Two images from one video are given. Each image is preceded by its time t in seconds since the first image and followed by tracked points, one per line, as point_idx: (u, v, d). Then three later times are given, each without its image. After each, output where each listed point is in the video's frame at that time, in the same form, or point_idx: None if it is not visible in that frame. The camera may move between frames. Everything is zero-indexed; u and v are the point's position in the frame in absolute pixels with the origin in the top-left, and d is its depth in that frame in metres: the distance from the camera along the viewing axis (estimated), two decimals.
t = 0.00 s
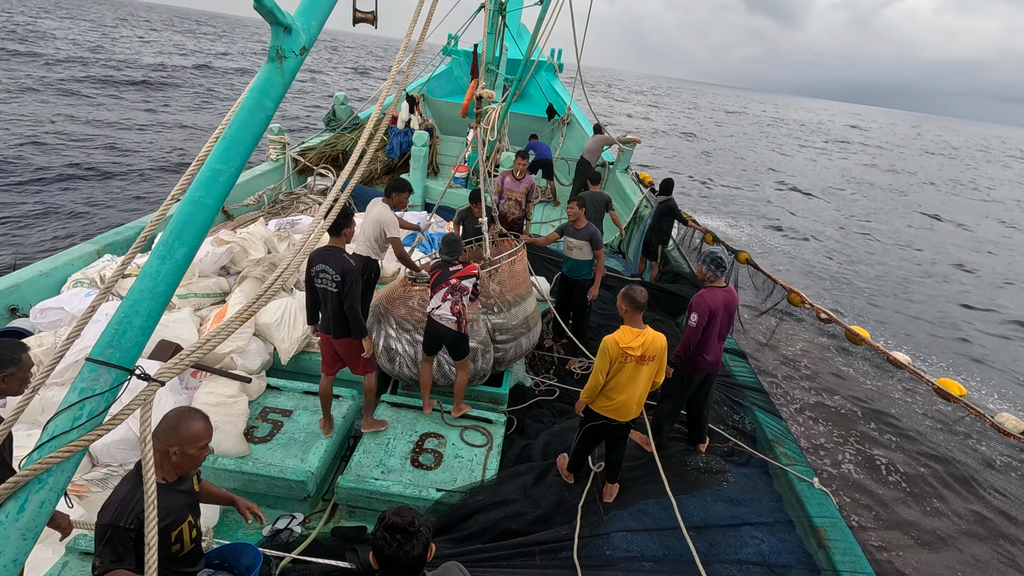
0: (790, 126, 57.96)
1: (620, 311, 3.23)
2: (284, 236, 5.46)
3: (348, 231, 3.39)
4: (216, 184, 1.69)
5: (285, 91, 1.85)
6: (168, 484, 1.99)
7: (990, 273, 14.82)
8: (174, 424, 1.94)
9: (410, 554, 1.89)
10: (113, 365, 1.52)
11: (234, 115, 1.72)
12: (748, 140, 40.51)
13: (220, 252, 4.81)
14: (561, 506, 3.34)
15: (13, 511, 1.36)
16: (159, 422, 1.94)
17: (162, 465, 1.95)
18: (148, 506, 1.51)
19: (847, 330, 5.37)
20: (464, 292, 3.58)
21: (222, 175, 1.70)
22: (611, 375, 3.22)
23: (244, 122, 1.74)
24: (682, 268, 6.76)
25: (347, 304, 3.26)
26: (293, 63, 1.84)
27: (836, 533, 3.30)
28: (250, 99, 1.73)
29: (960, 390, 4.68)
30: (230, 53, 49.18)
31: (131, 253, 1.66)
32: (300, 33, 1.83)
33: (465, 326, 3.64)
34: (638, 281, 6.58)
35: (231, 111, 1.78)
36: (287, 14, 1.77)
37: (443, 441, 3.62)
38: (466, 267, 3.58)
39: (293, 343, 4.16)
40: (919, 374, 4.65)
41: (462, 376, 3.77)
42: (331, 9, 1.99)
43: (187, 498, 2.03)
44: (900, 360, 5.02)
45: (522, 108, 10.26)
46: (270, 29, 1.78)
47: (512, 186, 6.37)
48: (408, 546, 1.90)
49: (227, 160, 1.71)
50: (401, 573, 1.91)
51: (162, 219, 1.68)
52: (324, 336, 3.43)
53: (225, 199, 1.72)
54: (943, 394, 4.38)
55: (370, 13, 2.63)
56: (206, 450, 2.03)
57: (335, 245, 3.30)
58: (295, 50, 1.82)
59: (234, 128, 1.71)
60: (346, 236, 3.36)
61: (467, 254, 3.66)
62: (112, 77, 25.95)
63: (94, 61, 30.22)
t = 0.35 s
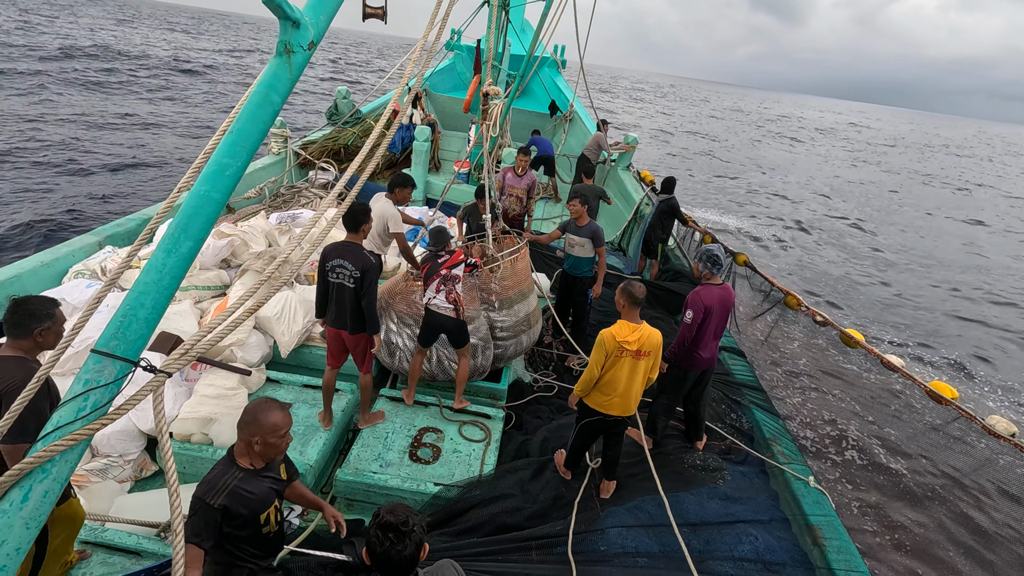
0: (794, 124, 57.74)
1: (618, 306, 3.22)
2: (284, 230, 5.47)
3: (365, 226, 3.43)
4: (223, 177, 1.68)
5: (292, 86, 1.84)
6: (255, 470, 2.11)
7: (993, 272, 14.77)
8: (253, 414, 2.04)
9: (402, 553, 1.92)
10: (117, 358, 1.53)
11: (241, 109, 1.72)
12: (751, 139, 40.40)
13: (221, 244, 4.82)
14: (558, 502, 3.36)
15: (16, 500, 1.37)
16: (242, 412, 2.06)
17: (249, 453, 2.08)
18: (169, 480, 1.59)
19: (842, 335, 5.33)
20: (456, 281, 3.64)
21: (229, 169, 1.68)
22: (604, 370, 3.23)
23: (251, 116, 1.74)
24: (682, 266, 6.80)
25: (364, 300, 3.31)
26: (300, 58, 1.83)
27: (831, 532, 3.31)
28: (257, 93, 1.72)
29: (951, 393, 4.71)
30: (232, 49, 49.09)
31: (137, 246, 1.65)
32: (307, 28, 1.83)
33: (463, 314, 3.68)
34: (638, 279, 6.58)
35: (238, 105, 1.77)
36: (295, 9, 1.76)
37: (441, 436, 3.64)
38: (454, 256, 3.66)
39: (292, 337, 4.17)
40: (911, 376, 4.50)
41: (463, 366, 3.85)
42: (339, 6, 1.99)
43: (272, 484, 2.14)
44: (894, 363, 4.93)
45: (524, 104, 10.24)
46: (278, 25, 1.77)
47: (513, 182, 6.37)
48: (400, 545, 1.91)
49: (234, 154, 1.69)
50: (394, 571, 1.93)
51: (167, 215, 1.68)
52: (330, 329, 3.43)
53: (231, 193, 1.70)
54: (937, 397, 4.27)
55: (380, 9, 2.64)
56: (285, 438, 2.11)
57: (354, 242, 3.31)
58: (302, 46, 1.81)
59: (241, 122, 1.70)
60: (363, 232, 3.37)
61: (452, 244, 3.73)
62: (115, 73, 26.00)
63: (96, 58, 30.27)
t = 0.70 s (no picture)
0: (798, 121, 57.48)
1: (618, 300, 3.22)
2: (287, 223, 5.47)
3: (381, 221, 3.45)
4: (231, 169, 1.67)
5: (300, 79, 1.82)
6: (307, 448, 2.16)
7: (997, 270, 14.72)
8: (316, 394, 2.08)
9: (404, 547, 1.84)
10: (125, 349, 1.53)
11: (249, 102, 1.71)
12: (754, 136, 40.27)
13: (223, 237, 4.83)
14: (558, 495, 3.37)
15: (25, 489, 1.38)
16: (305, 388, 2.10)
17: (304, 429, 2.14)
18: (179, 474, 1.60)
19: (839, 333, 5.18)
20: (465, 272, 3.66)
21: (237, 161, 1.68)
22: (602, 363, 3.24)
23: (259, 108, 1.72)
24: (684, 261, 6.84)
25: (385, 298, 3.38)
26: (309, 51, 1.81)
27: (830, 528, 3.32)
28: (265, 86, 1.71)
29: (946, 393, 4.73)
30: (235, 44, 48.93)
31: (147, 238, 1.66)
32: (316, 21, 1.80)
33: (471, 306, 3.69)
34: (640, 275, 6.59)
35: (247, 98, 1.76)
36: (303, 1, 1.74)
37: (443, 429, 3.65)
38: (460, 245, 3.66)
39: (295, 329, 4.18)
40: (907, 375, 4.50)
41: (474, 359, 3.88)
42: None
43: (321, 465, 2.19)
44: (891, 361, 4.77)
45: (527, 97, 10.19)
46: (287, 17, 1.76)
47: (516, 177, 6.35)
48: (402, 539, 1.84)
49: (241, 146, 1.69)
50: (397, 565, 1.86)
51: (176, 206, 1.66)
52: (334, 321, 3.43)
53: (239, 185, 1.70)
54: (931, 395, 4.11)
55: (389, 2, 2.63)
56: (340, 424, 2.14)
57: (366, 235, 3.33)
58: (311, 38, 1.80)
59: (250, 114, 1.70)
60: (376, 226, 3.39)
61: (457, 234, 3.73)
62: (118, 68, 26.00)
63: (99, 52, 30.25)
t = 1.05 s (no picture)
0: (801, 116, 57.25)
1: (618, 292, 3.23)
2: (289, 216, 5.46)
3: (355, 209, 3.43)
4: (236, 162, 1.66)
5: (308, 71, 1.80)
6: (365, 428, 2.23)
7: (1002, 267, 14.67)
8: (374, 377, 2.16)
9: (396, 540, 1.79)
10: (131, 341, 1.52)
11: (255, 94, 1.69)
12: (758, 131, 40.11)
13: (226, 230, 4.84)
14: (559, 488, 3.39)
15: (32, 479, 1.37)
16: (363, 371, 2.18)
17: (361, 412, 2.20)
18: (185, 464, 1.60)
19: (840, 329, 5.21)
20: (471, 266, 3.66)
21: (243, 155, 1.67)
22: (604, 355, 3.24)
23: (265, 101, 1.71)
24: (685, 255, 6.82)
25: (363, 282, 3.35)
26: (316, 43, 1.77)
27: (831, 521, 3.33)
28: (271, 78, 1.69)
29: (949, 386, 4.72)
30: (236, 39, 48.84)
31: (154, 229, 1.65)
32: (323, 12, 1.77)
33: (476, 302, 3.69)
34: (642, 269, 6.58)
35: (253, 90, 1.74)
36: None
37: (444, 422, 3.67)
38: (466, 240, 3.67)
39: (297, 322, 4.20)
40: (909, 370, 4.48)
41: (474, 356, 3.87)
42: None
43: (379, 445, 2.27)
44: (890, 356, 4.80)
45: (530, 90, 10.14)
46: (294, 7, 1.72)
47: (518, 170, 6.34)
48: (396, 531, 1.80)
49: (247, 139, 1.68)
50: (390, 557, 1.81)
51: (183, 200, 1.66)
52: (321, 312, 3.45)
53: (244, 178, 1.68)
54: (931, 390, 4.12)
55: None
56: (394, 408, 2.20)
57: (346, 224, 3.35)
58: (318, 29, 1.75)
59: (256, 107, 1.68)
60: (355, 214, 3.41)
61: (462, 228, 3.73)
62: (121, 62, 26.01)
63: (101, 46, 30.27)
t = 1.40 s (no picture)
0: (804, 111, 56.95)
1: (620, 285, 3.23)
2: (291, 211, 5.46)
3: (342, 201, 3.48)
4: (241, 157, 1.66)
5: (311, 66, 1.79)
6: (398, 418, 2.32)
7: (1005, 264, 14.63)
8: (405, 370, 2.22)
9: (395, 540, 1.79)
10: (137, 335, 1.52)
11: (259, 89, 1.68)
12: (760, 126, 39.93)
13: (227, 225, 4.84)
14: (562, 481, 3.40)
15: (39, 473, 1.38)
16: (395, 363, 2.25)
17: (395, 402, 2.29)
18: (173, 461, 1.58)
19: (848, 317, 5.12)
20: (478, 255, 3.68)
21: (247, 149, 1.66)
22: (608, 349, 3.24)
23: (269, 95, 1.70)
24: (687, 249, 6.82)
25: (340, 273, 3.36)
26: (320, 36, 1.77)
27: (833, 514, 3.33)
28: (275, 72, 1.68)
29: (959, 375, 4.67)
30: (237, 33, 48.71)
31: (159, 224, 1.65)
32: (328, 6, 1.76)
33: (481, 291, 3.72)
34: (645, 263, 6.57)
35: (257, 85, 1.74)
36: None
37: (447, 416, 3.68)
38: (471, 230, 3.70)
39: (299, 317, 4.23)
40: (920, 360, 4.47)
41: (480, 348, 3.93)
42: None
43: (414, 432, 2.36)
44: (901, 345, 4.78)
45: (531, 84, 10.09)
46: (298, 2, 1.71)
47: (519, 164, 6.32)
48: (394, 532, 1.79)
49: (252, 134, 1.67)
50: (389, 556, 1.82)
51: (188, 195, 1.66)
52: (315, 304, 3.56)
53: (249, 173, 1.68)
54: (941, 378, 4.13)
55: None
56: (425, 401, 2.26)
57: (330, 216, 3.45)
58: (322, 23, 1.74)
59: (260, 101, 1.68)
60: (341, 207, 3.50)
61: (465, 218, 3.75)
62: (122, 57, 26.00)
63: (101, 41, 30.19)
